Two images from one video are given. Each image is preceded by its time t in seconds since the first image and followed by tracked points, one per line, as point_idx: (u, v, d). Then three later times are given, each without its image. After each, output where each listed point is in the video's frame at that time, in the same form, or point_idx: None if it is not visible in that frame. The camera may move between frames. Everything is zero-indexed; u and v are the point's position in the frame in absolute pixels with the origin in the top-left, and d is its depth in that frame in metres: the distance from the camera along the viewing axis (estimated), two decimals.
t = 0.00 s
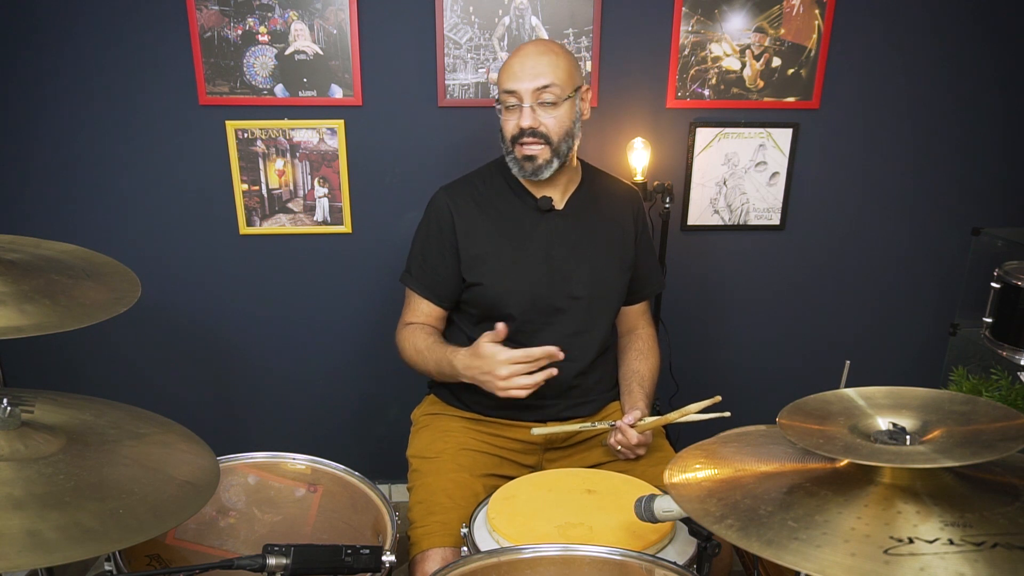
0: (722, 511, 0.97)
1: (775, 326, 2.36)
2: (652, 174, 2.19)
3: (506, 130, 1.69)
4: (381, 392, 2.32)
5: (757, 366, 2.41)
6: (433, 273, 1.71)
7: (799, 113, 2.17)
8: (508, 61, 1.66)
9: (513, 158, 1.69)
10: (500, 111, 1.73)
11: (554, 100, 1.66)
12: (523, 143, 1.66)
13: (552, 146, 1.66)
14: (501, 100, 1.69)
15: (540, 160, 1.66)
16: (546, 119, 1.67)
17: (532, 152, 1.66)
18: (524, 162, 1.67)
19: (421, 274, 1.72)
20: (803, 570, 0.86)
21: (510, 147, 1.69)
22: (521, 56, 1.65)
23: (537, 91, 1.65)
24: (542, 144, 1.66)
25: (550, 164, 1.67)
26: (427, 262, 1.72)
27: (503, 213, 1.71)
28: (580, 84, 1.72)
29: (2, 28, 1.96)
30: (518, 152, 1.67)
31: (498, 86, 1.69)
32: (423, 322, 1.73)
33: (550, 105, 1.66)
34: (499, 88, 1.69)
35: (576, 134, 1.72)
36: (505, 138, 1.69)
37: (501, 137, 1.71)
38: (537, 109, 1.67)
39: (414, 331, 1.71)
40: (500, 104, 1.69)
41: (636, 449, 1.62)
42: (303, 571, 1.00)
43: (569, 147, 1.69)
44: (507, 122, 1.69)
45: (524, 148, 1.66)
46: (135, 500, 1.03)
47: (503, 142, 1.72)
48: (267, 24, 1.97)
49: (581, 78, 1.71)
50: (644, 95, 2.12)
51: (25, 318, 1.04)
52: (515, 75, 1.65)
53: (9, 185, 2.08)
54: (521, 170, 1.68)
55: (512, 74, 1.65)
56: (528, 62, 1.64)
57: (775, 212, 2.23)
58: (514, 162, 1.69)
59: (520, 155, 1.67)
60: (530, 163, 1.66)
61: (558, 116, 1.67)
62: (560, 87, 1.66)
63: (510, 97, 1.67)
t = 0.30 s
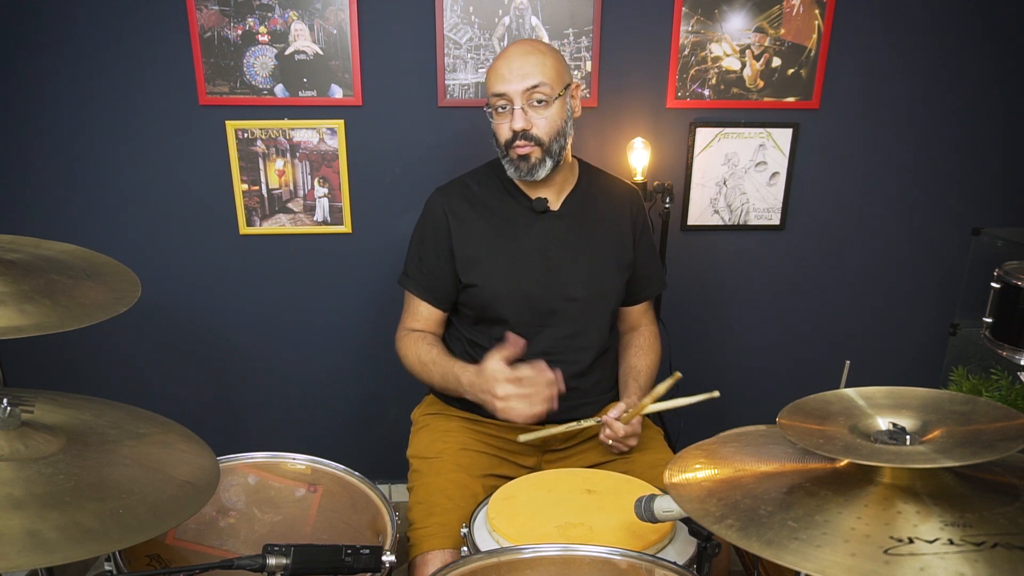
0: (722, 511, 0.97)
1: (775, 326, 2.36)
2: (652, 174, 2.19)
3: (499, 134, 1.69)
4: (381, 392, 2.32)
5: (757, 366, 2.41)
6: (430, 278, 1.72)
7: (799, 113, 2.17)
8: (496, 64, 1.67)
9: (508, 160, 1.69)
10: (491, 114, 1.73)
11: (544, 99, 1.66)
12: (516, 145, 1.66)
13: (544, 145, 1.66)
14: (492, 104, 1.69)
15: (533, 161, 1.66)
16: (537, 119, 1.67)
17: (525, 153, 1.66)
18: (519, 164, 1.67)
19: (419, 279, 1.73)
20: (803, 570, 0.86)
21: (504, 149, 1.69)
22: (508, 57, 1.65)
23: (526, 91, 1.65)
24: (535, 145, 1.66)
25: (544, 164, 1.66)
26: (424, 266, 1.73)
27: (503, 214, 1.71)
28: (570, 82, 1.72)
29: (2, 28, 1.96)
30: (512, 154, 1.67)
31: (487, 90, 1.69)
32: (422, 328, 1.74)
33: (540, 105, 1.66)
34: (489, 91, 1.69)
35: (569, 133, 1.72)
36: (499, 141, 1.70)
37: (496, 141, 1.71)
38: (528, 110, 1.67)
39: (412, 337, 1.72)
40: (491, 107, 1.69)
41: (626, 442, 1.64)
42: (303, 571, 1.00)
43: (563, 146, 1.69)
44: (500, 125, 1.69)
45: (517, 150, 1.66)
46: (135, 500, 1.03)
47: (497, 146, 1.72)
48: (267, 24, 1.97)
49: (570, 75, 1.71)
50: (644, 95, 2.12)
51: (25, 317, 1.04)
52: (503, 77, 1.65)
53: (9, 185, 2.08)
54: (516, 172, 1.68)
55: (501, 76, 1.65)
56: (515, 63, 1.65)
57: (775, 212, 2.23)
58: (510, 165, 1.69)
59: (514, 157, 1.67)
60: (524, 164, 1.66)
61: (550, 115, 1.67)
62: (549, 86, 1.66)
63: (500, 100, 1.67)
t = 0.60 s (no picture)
0: (722, 511, 0.97)
1: (775, 326, 2.36)
2: (652, 174, 2.19)
3: (517, 150, 1.64)
4: (381, 392, 2.32)
5: (757, 366, 2.41)
6: (421, 283, 1.72)
7: (799, 113, 2.17)
8: (518, 78, 1.60)
9: (524, 177, 1.64)
10: (503, 126, 1.66)
11: (567, 117, 1.63)
12: (537, 163, 1.62)
13: (565, 164, 1.64)
14: (511, 118, 1.62)
15: (554, 179, 1.64)
16: (560, 138, 1.63)
17: (546, 172, 1.63)
18: (539, 181, 1.64)
19: (410, 282, 1.73)
20: (803, 570, 0.86)
21: (520, 165, 1.64)
22: (533, 73, 1.59)
23: (552, 110, 1.60)
24: (556, 164, 1.64)
25: (562, 181, 1.66)
26: (415, 271, 1.72)
27: (503, 214, 1.71)
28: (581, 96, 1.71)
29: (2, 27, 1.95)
30: (531, 172, 1.63)
31: (503, 104, 1.62)
32: (413, 327, 1.77)
33: (563, 124, 1.63)
34: (508, 105, 1.62)
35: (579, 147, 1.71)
36: (515, 156, 1.64)
37: (509, 155, 1.65)
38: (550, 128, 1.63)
39: (404, 336, 1.76)
40: (509, 122, 1.63)
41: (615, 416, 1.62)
42: (303, 571, 1.00)
43: (577, 162, 1.69)
44: (518, 142, 1.63)
45: (538, 168, 1.63)
46: (135, 500, 1.03)
47: (510, 161, 1.66)
48: (267, 24, 1.97)
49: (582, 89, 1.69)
50: (644, 95, 2.12)
51: (25, 317, 1.04)
52: (530, 94, 1.59)
53: (9, 184, 2.07)
54: (534, 188, 1.65)
55: (527, 92, 1.59)
56: (542, 80, 1.59)
57: (775, 212, 2.23)
58: (527, 182, 1.65)
59: (534, 175, 1.63)
60: (545, 182, 1.64)
61: (570, 134, 1.65)
62: (573, 105, 1.63)
63: (521, 117, 1.61)
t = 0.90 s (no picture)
0: (722, 511, 0.97)
1: (775, 326, 2.36)
2: (652, 174, 2.19)
3: (520, 143, 1.64)
4: (381, 392, 2.32)
5: (757, 366, 2.41)
6: (416, 266, 1.74)
7: (799, 113, 2.17)
8: (526, 72, 1.60)
9: (525, 170, 1.65)
10: (508, 118, 1.67)
11: (572, 116, 1.63)
12: (539, 157, 1.63)
13: (567, 162, 1.65)
14: (516, 111, 1.63)
15: (554, 176, 1.64)
16: (563, 135, 1.64)
17: (547, 167, 1.63)
18: (539, 176, 1.64)
19: (405, 263, 1.75)
20: (803, 570, 0.86)
21: (522, 158, 1.64)
22: (542, 68, 1.60)
23: (558, 107, 1.61)
24: (558, 161, 1.64)
25: (563, 179, 1.66)
26: (411, 255, 1.74)
27: (503, 214, 1.71)
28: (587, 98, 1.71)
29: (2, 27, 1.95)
30: (533, 165, 1.63)
31: (511, 97, 1.62)
32: (401, 308, 1.79)
33: (567, 122, 1.63)
34: (514, 97, 1.62)
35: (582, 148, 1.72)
36: (518, 149, 1.64)
37: (512, 147, 1.66)
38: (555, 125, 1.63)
39: (391, 314, 1.79)
40: (514, 114, 1.63)
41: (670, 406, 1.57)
42: (303, 571, 1.00)
43: (579, 162, 1.69)
44: (522, 135, 1.63)
45: (539, 163, 1.63)
46: (135, 500, 1.03)
47: (513, 153, 1.66)
48: (267, 24, 1.97)
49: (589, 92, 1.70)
50: (644, 95, 2.12)
51: (25, 318, 1.04)
52: (536, 89, 1.59)
53: (9, 184, 2.07)
54: (533, 182, 1.65)
55: (534, 87, 1.60)
56: (550, 76, 1.59)
57: (775, 212, 2.23)
58: (527, 175, 1.65)
59: (535, 169, 1.64)
60: (544, 176, 1.64)
61: (574, 133, 1.65)
62: (579, 105, 1.63)
63: (527, 111, 1.61)
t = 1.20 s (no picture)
0: (722, 511, 0.97)
1: (775, 325, 2.36)
2: (652, 174, 2.19)
3: (515, 140, 1.65)
4: (381, 392, 2.32)
5: (757, 366, 2.41)
6: (416, 264, 1.74)
7: (799, 113, 2.17)
8: (523, 69, 1.60)
9: (518, 165, 1.66)
10: (506, 113, 1.67)
11: (567, 115, 1.63)
12: (532, 154, 1.63)
13: (560, 159, 1.65)
14: (512, 108, 1.63)
15: (546, 173, 1.65)
16: (557, 133, 1.63)
17: (539, 164, 1.64)
18: (531, 172, 1.65)
19: (406, 261, 1.75)
20: (803, 570, 0.86)
21: (516, 153, 1.65)
22: (538, 67, 1.60)
23: (552, 106, 1.60)
24: (551, 158, 1.64)
25: (556, 176, 1.66)
26: (411, 253, 1.75)
27: (502, 214, 1.71)
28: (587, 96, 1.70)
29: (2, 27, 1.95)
30: (525, 161, 1.64)
31: (509, 93, 1.63)
32: (402, 311, 1.78)
33: (562, 121, 1.63)
34: (511, 94, 1.62)
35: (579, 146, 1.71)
36: (512, 144, 1.65)
37: (508, 142, 1.67)
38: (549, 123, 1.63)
39: (391, 318, 1.77)
40: (510, 110, 1.64)
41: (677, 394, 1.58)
42: (303, 571, 1.00)
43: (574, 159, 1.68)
44: (517, 131, 1.64)
45: (531, 159, 1.64)
46: (135, 500, 1.03)
47: (509, 148, 1.67)
48: (267, 24, 1.97)
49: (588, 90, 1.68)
50: (644, 95, 2.12)
51: (24, 318, 1.04)
52: (531, 87, 1.59)
53: (8, 184, 2.07)
54: (525, 178, 1.66)
55: (529, 84, 1.60)
56: (546, 75, 1.59)
57: (775, 212, 2.23)
58: (520, 170, 1.66)
59: (527, 165, 1.65)
60: (536, 173, 1.65)
61: (569, 132, 1.65)
62: (574, 104, 1.63)
63: (523, 108, 1.62)
